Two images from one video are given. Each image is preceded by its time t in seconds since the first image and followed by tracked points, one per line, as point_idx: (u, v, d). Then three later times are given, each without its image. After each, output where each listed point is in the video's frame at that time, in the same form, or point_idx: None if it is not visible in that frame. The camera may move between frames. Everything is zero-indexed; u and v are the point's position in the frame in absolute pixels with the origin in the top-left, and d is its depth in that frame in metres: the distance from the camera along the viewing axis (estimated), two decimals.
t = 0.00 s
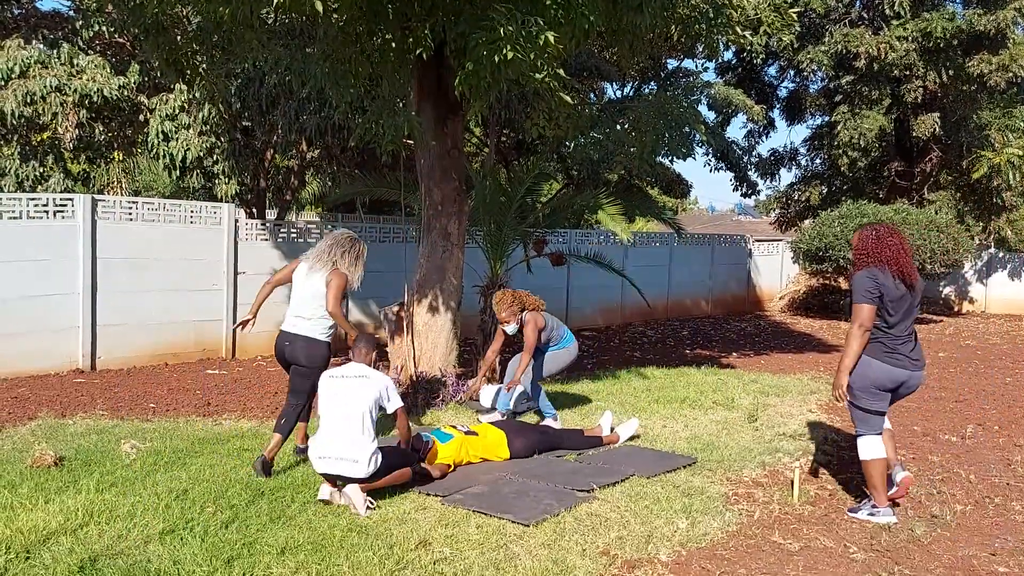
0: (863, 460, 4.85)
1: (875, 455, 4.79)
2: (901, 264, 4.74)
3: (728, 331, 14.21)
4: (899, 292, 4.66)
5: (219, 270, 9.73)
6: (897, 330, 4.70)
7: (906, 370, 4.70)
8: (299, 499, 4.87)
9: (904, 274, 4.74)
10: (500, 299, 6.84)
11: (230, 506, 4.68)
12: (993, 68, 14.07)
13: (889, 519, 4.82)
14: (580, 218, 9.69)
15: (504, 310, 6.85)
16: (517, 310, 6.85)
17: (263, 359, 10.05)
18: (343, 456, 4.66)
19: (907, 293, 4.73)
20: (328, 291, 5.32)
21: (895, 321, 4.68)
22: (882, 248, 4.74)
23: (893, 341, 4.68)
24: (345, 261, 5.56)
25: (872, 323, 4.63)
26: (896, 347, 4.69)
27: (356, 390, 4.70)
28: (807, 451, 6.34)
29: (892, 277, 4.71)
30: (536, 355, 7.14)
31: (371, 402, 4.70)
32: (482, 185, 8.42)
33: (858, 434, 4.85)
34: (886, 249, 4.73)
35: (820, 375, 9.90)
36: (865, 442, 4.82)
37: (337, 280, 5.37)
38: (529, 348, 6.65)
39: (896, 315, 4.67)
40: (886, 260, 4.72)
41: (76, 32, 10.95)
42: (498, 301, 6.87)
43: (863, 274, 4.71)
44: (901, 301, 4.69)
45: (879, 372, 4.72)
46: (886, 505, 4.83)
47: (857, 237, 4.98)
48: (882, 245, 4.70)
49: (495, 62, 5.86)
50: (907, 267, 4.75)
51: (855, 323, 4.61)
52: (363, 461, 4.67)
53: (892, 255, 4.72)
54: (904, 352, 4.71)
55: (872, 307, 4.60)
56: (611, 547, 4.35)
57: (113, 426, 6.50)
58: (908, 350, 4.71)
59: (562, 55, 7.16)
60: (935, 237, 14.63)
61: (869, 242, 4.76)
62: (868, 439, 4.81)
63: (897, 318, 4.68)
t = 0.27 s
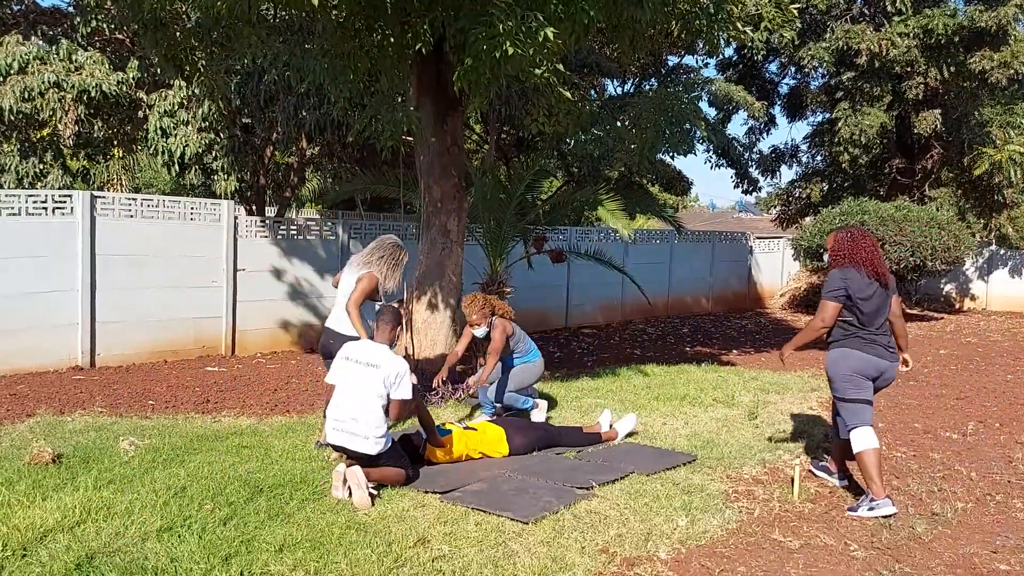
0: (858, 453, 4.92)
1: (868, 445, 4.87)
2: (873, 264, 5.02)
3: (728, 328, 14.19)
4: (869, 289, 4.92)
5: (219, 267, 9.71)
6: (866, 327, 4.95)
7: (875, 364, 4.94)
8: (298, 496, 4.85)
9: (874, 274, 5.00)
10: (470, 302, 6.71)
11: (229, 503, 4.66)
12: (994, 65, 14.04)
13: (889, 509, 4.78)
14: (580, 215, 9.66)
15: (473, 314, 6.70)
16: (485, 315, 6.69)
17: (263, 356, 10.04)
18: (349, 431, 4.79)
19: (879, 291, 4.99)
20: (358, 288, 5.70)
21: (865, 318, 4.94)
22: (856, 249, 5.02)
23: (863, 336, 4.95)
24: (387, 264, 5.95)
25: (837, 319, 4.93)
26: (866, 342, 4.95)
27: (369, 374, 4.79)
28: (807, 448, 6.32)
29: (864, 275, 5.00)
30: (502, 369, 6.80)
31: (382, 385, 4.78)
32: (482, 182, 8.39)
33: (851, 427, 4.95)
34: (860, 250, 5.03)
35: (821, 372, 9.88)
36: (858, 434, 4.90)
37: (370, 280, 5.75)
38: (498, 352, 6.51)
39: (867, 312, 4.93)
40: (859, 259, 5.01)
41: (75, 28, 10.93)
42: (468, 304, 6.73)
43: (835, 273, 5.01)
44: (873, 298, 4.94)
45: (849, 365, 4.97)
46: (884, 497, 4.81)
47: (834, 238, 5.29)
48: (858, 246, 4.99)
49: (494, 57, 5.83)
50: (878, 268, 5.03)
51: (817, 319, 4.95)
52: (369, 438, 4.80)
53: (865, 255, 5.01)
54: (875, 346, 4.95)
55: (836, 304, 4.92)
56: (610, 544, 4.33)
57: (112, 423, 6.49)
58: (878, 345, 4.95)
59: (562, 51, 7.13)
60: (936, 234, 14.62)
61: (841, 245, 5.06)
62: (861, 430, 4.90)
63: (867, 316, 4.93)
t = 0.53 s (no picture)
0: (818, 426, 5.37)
1: (821, 412, 5.34)
2: (853, 258, 5.39)
3: (729, 325, 14.13)
4: (853, 279, 5.26)
5: (217, 264, 9.67)
6: (853, 316, 5.26)
7: (857, 352, 5.26)
8: (293, 495, 4.80)
9: (856, 268, 5.37)
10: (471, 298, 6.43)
11: (223, 502, 4.61)
12: (996, 59, 13.95)
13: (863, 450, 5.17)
14: (579, 211, 9.61)
15: (474, 311, 6.38)
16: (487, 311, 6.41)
17: (262, 353, 9.99)
18: (337, 416, 4.89)
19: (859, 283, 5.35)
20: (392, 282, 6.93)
21: (851, 307, 5.24)
22: (836, 243, 5.39)
23: (847, 325, 5.25)
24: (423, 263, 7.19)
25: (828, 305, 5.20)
26: (850, 331, 5.25)
27: (364, 365, 4.92)
28: (808, 446, 6.27)
29: (845, 267, 5.35)
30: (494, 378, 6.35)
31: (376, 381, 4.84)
32: (480, 178, 8.33)
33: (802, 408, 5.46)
34: (840, 244, 5.39)
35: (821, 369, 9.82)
36: (808, 410, 5.40)
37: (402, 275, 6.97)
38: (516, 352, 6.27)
39: (853, 302, 5.24)
40: (840, 253, 5.36)
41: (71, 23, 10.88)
42: (469, 301, 6.42)
43: (820, 265, 5.33)
44: (858, 289, 5.26)
45: (831, 354, 5.27)
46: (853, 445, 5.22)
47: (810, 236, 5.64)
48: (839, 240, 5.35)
49: (492, 51, 5.77)
50: (857, 262, 5.40)
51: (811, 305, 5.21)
52: (351, 425, 4.84)
53: (844, 250, 5.38)
54: (859, 334, 5.26)
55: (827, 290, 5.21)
56: (608, 544, 4.28)
57: (107, 421, 6.45)
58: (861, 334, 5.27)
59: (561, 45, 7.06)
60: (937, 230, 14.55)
61: (823, 236, 5.40)
62: (813, 405, 5.38)
63: (852, 306, 5.25)
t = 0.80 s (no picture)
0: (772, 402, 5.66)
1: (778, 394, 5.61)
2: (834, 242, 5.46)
3: (730, 314, 14.05)
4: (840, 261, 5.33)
5: (214, 253, 9.58)
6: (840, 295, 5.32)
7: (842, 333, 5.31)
8: (286, 486, 4.74)
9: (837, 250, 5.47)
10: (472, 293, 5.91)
11: (215, 494, 4.55)
12: (999, 45, 13.86)
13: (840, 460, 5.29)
14: (578, 199, 9.52)
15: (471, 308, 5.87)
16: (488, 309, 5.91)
17: (259, 343, 9.92)
18: (332, 389, 4.86)
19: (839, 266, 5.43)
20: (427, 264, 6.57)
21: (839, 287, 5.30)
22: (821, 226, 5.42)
23: (835, 305, 5.28)
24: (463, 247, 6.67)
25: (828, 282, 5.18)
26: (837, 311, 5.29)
27: (362, 340, 4.98)
28: (809, 436, 6.19)
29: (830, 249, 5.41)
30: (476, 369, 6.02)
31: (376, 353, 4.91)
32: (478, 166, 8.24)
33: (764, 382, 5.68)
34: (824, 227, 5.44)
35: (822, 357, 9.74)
36: (770, 385, 5.63)
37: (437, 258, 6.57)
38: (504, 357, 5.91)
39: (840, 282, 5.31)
40: (825, 236, 5.41)
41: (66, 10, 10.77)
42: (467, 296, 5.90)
43: (811, 245, 5.33)
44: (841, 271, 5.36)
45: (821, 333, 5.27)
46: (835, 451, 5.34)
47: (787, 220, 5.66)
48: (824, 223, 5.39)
49: (487, 35, 5.67)
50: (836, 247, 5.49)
51: (816, 281, 5.16)
52: (348, 396, 4.81)
53: (828, 233, 5.43)
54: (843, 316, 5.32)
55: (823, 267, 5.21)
56: (605, 536, 4.21)
57: (101, 411, 6.38)
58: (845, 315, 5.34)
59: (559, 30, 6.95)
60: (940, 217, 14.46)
61: (809, 217, 5.41)
62: (773, 382, 5.60)
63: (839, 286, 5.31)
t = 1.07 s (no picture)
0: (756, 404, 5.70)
1: (763, 398, 5.64)
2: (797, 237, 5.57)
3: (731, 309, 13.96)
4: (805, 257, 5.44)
5: (209, 251, 9.52)
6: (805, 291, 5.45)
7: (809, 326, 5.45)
8: (275, 487, 4.67)
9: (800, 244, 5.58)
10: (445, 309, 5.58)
11: (202, 495, 4.48)
12: (1002, 37, 13.73)
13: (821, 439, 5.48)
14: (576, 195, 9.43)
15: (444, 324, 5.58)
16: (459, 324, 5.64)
17: (256, 341, 9.86)
18: (336, 383, 4.88)
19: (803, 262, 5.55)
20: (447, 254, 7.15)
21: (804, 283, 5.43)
22: (785, 223, 5.51)
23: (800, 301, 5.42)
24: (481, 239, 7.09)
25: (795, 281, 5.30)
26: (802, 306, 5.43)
27: (357, 334, 4.94)
28: (807, 434, 6.11)
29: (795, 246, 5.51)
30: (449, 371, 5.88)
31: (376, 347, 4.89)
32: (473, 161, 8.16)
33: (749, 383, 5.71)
34: (788, 223, 5.53)
35: (823, 353, 9.66)
36: (755, 387, 5.65)
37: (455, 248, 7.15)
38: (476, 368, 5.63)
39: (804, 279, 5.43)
40: (789, 233, 5.50)
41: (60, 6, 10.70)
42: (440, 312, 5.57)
43: (777, 243, 5.42)
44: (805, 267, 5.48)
45: (787, 329, 5.42)
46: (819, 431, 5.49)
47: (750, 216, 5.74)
48: (787, 220, 5.49)
49: (479, 27, 5.60)
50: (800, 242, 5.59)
51: (783, 280, 5.27)
52: (351, 391, 4.85)
53: (792, 229, 5.53)
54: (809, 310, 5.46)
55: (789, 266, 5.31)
56: (597, 537, 4.14)
57: (92, 411, 6.32)
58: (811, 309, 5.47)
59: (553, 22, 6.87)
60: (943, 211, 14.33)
61: (774, 214, 5.52)
62: (758, 385, 5.63)
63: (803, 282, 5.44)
